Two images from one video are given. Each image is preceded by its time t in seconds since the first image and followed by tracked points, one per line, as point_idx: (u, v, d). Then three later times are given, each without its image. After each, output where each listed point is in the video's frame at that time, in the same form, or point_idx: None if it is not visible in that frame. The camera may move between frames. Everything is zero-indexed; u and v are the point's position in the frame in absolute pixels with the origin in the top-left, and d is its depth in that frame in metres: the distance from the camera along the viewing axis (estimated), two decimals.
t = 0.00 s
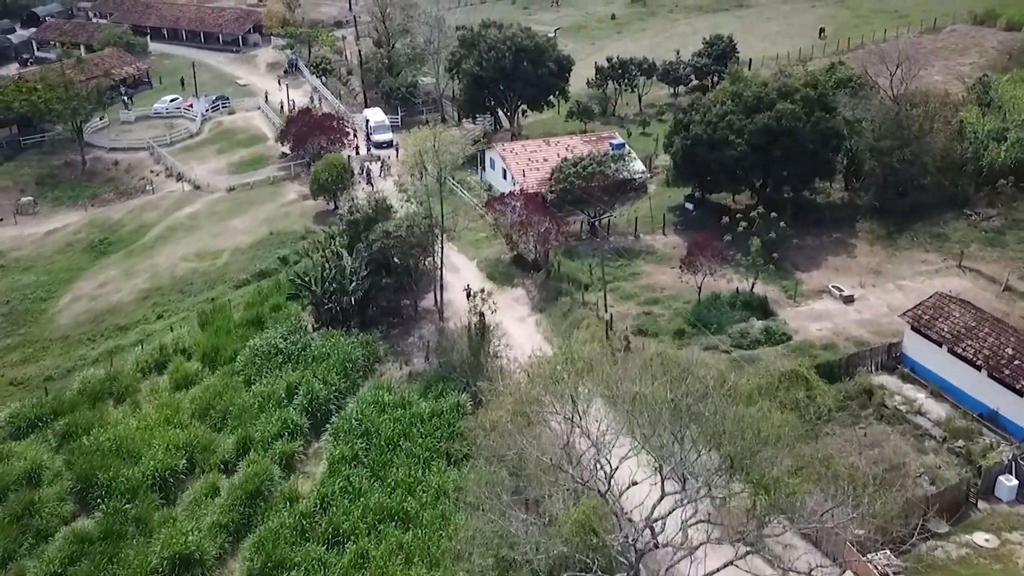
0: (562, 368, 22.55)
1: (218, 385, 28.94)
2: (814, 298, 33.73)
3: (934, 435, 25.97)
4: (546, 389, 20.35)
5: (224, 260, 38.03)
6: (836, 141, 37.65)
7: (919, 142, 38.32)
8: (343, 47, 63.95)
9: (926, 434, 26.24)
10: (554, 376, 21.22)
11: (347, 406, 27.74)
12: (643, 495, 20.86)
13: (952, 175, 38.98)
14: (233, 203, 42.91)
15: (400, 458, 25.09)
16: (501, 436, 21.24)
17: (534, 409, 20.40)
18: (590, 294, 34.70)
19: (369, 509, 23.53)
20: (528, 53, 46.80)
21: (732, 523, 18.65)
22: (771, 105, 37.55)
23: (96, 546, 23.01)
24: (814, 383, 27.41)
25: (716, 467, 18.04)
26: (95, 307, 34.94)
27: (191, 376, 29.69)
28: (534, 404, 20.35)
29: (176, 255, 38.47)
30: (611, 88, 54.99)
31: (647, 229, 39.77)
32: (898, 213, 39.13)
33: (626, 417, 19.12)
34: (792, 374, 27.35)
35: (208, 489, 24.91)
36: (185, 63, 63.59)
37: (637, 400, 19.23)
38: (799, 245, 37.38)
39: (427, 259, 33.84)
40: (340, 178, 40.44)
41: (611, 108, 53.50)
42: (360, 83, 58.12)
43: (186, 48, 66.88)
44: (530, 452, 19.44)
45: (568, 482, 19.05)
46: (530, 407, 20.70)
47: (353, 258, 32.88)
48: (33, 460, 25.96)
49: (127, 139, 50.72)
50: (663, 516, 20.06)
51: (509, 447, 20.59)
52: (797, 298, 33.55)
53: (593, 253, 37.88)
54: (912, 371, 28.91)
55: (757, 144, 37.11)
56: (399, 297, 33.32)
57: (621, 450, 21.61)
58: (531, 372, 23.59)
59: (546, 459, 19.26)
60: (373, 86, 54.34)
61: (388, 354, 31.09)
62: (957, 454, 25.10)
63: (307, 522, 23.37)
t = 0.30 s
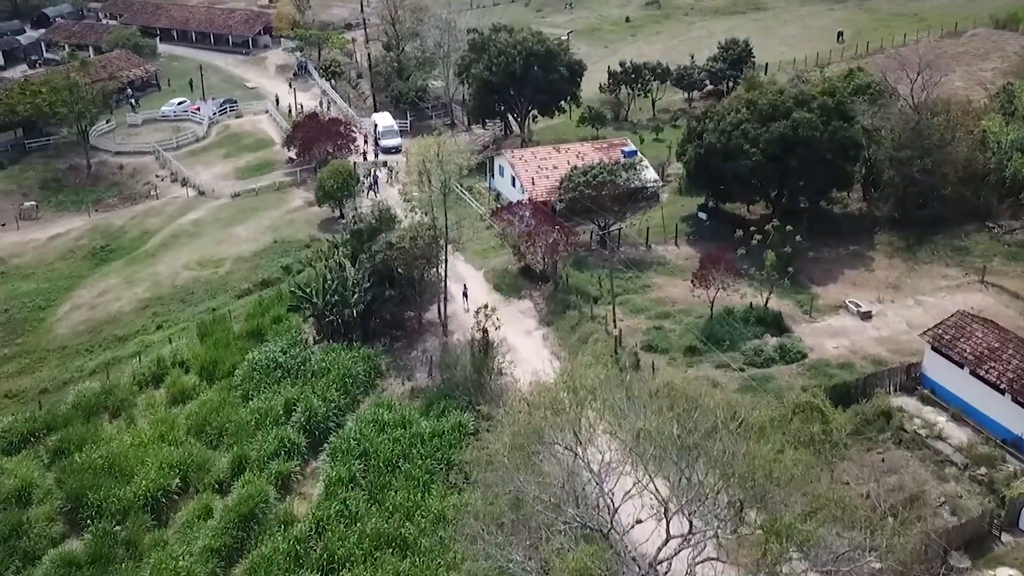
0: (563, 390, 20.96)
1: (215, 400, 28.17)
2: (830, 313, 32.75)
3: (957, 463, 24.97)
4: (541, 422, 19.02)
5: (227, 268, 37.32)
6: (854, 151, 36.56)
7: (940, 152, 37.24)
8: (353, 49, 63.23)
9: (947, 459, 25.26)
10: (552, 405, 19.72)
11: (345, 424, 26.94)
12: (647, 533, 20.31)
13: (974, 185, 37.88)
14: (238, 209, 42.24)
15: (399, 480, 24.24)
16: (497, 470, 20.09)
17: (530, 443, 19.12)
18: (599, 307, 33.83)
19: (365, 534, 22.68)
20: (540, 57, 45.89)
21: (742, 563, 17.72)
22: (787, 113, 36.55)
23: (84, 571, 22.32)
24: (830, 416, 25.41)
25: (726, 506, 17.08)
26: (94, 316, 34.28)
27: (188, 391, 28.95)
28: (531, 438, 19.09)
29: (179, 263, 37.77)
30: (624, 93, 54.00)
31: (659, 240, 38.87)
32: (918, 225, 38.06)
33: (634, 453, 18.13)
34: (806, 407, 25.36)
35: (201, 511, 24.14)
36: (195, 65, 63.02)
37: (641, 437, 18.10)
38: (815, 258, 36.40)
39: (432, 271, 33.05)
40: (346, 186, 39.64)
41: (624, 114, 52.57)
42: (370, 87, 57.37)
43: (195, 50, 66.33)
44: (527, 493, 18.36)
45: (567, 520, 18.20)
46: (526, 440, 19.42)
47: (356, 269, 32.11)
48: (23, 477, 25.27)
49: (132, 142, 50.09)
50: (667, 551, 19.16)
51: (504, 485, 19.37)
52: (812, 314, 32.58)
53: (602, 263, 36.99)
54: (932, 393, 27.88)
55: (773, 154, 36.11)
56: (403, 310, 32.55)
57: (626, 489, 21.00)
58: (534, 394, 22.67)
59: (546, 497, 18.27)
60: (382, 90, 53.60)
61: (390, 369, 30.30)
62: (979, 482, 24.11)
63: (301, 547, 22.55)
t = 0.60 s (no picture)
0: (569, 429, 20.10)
1: (212, 417, 27.41)
2: (849, 331, 31.69)
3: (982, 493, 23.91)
4: (544, 462, 18.27)
5: (230, 277, 36.63)
6: (875, 162, 35.42)
7: (964, 163, 36.12)
8: (365, 52, 62.49)
9: (971, 489, 24.20)
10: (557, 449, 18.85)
11: (346, 444, 26.14)
12: None
13: (1000, 198, 36.70)
14: (243, 216, 41.56)
15: (398, 506, 23.37)
16: (497, 507, 19.19)
17: (535, 486, 18.32)
18: (610, 322, 32.89)
19: (362, 562, 21.80)
20: (552, 62, 44.99)
21: None
22: (806, 123, 35.47)
23: None
24: (849, 451, 24.54)
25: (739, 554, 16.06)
26: (95, 325, 33.63)
27: (186, 406, 28.22)
28: (535, 478, 18.29)
29: (182, 271, 37.11)
30: (638, 98, 52.99)
31: (672, 251, 37.89)
32: (940, 238, 36.95)
33: (641, 493, 17.31)
34: (823, 442, 24.51)
35: (194, 534, 23.38)
36: (206, 67, 62.46)
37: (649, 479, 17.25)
38: (834, 273, 35.31)
39: (438, 283, 32.19)
40: (353, 194, 38.86)
41: (638, 120, 51.58)
42: (381, 91, 56.61)
43: (206, 52, 65.80)
44: (527, 535, 17.39)
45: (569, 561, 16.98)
46: (531, 481, 18.58)
47: (360, 281, 31.28)
48: (13, 494, 24.57)
49: (140, 146, 49.51)
50: None
51: (502, 525, 18.35)
52: (830, 331, 31.51)
53: (613, 276, 36.09)
54: (955, 417, 26.79)
55: (791, 164, 35.06)
56: (408, 323, 31.73)
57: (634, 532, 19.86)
58: (538, 421, 21.75)
59: (547, 539, 17.25)
60: (393, 95, 52.82)
61: (393, 385, 29.46)
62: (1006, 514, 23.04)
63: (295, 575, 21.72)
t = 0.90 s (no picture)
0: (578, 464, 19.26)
1: (214, 433, 26.68)
2: (873, 350, 30.54)
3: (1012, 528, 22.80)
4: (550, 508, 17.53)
5: (239, 286, 35.95)
6: (902, 174, 34.22)
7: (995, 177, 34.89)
8: (382, 55, 61.76)
9: (1001, 523, 23.09)
10: (563, 488, 18.25)
11: (349, 465, 25.34)
12: None
13: None
14: (255, 223, 40.92)
15: (400, 532, 22.53)
16: (501, 552, 18.28)
17: (538, 532, 17.80)
18: (625, 337, 31.90)
19: None
20: (570, 68, 44.06)
21: None
22: (830, 134, 34.37)
23: None
24: (875, 494, 23.14)
25: None
26: (99, 335, 33.05)
27: (187, 422, 27.51)
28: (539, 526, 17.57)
29: (189, 279, 36.47)
30: (658, 104, 51.92)
31: (691, 264, 36.84)
32: (969, 253, 35.74)
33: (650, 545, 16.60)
34: (846, 484, 23.33)
35: (191, 557, 22.64)
36: (222, 69, 61.97)
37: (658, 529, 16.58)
38: (858, 289, 34.14)
39: (449, 296, 31.35)
40: (364, 202, 38.03)
41: (658, 127, 50.50)
42: (397, 94, 55.87)
43: (222, 54, 65.33)
44: None
45: None
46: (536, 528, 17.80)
47: (369, 293, 30.48)
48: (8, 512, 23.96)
49: (152, 150, 48.99)
50: None
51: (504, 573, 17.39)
52: (854, 350, 30.39)
53: (629, 289, 35.09)
54: (984, 444, 25.64)
55: (814, 176, 33.96)
56: (417, 337, 30.91)
57: None
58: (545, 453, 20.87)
59: None
60: (408, 99, 52.03)
61: (401, 402, 28.63)
62: None
63: None
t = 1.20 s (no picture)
0: (585, 503, 18.41)
1: (216, 451, 25.95)
2: (900, 371, 29.38)
3: None
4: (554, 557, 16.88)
5: (248, 295, 35.27)
6: (932, 187, 33.01)
7: None
8: (400, 58, 61.03)
9: None
10: (567, 536, 17.49)
11: (353, 487, 24.54)
12: None
13: None
14: (267, 230, 40.27)
15: (404, 561, 21.70)
16: None
17: None
18: (641, 354, 30.87)
19: None
20: (588, 73, 43.09)
21: None
22: (857, 146, 33.26)
23: None
24: (903, 547, 20.21)
25: None
26: (105, 344, 32.49)
27: (190, 438, 26.82)
28: None
29: (198, 287, 35.85)
30: (679, 111, 50.85)
31: (711, 277, 35.79)
32: (1001, 270, 34.49)
33: None
34: (871, 533, 20.37)
35: None
36: (239, 71, 61.48)
37: None
38: (884, 306, 32.97)
39: (461, 309, 30.50)
40: (376, 210, 37.23)
41: (679, 133, 49.48)
42: (414, 98, 55.12)
43: (240, 56, 64.86)
44: None
45: None
46: None
47: (379, 307, 29.69)
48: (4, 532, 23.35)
49: (166, 154, 48.46)
50: None
51: None
52: (880, 372, 29.25)
53: (646, 303, 34.06)
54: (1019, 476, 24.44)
55: (840, 189, 32.85)
56: (427, 352, 30.10)
57: None
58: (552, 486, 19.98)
59: None
60: (426, 103, 51.25)
61: (409, 419, 27.79)
62: None
63: None
